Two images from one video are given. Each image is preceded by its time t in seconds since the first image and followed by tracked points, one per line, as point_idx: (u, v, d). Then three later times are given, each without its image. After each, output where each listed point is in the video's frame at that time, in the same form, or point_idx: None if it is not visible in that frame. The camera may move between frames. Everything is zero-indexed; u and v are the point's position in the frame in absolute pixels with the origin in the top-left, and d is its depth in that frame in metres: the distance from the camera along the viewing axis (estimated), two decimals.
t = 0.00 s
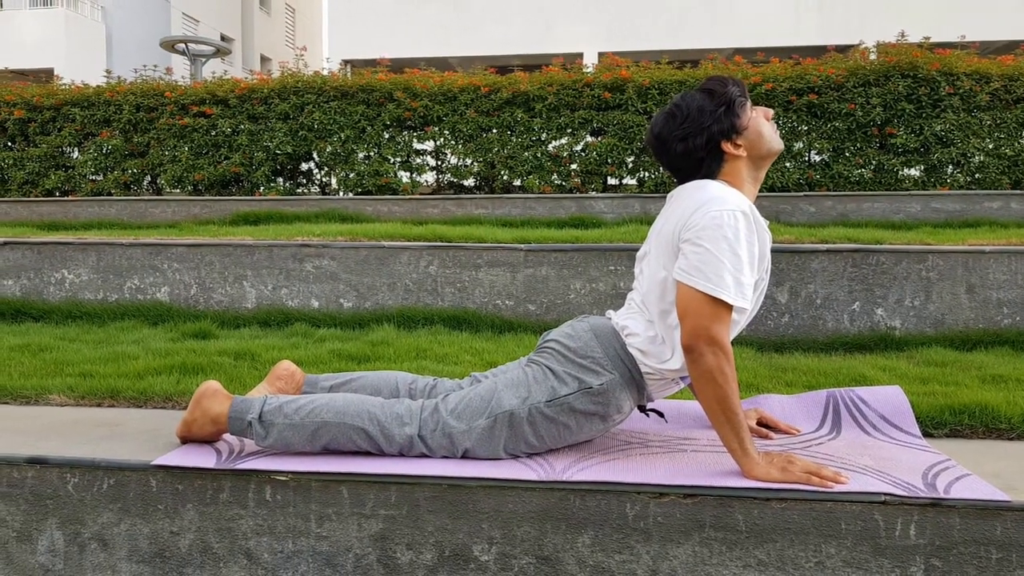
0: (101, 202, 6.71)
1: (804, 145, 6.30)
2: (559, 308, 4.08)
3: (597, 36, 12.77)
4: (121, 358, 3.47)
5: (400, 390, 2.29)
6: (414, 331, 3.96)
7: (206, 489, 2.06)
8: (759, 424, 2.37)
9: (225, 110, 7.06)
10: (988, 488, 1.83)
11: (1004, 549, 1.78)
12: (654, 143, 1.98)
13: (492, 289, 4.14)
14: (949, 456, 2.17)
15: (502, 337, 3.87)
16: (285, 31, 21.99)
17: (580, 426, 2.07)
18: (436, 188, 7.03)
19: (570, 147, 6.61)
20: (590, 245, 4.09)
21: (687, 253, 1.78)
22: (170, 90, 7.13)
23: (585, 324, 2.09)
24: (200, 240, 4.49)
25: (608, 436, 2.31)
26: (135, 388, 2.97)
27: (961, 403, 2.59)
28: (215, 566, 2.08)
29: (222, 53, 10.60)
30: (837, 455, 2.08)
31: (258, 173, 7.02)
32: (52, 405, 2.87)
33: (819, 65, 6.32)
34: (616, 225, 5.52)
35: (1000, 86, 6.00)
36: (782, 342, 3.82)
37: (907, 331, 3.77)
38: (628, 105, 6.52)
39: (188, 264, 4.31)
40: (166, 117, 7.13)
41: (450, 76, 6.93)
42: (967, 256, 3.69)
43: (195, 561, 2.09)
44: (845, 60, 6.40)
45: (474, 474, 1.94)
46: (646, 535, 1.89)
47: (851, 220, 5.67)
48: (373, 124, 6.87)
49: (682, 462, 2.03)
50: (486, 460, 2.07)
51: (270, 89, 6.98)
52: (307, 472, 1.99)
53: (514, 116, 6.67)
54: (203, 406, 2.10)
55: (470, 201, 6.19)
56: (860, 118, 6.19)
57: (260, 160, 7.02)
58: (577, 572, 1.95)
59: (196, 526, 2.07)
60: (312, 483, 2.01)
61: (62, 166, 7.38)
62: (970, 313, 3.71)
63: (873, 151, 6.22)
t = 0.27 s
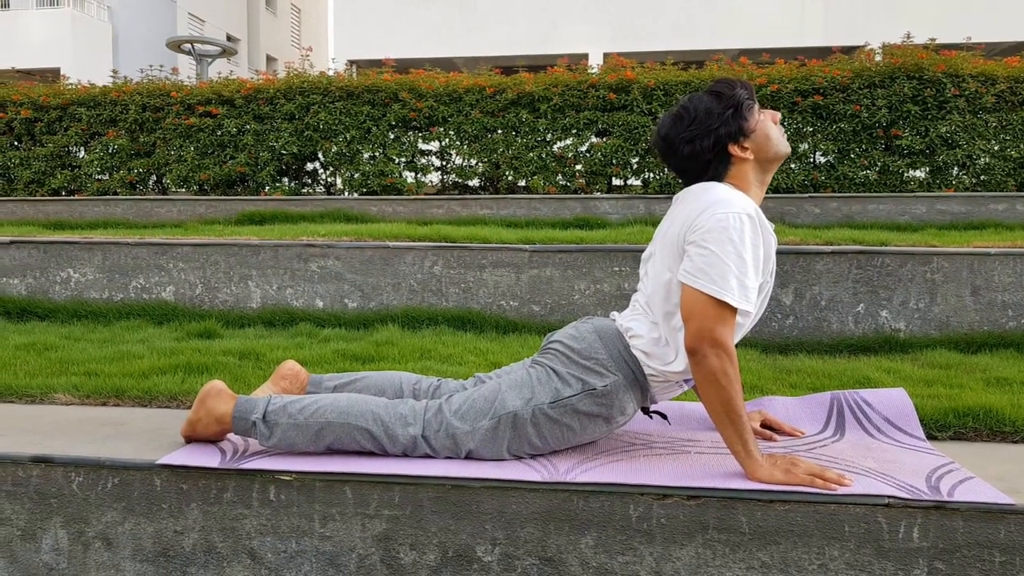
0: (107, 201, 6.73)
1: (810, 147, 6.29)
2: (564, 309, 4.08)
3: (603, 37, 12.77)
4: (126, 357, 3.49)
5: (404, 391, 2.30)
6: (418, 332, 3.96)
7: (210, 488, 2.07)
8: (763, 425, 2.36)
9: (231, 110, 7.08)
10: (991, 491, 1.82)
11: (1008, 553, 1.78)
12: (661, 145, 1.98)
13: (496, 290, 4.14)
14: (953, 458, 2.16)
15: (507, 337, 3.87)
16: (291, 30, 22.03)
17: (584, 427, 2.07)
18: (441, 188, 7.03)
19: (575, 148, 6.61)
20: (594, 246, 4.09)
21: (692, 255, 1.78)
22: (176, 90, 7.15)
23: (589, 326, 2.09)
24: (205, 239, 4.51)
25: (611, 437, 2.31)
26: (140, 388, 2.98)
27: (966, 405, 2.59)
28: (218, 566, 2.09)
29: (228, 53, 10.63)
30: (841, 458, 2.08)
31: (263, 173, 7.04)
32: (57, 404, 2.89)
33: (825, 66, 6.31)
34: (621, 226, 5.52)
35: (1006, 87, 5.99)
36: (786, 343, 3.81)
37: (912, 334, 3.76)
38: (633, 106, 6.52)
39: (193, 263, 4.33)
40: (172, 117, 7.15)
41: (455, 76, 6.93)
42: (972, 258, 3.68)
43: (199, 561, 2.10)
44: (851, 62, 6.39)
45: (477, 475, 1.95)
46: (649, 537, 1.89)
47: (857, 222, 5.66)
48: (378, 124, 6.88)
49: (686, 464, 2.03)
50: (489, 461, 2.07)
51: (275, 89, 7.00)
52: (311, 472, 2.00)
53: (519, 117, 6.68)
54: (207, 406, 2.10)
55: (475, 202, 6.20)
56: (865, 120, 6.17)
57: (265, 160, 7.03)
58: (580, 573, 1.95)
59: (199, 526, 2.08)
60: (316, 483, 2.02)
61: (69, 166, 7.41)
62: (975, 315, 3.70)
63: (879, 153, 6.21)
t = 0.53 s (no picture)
0: (108, 203, 6.75)
1: (810, 148, 6.30)
2: (564, 310, 4.09)
3: (603, 38, 12.78)
4: (127, 359, 3.50)
5: (404, 392, 2.31)
6: (418, 333, 3.97)
7: (210, 490, 2.07)
8: (762, 426, 2.37)
9: (232, 112, 7.10)
10: (989, 492, 1.83)
11: (1005, 552, 1.78)
12: (681, 144, 1.97)
13: (497, 292, 4.15)
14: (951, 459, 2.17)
15: (507, 339, 3.88)
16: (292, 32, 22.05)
17: (584, 431, 2.08)
18: (443, 190, 7.04)
19: (576, 149, 6.62)
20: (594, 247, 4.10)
21: (701, 257, 1.79)
22: (177, 92, 7.17)
23: (591, 329, 2.10)
24: (206, 241, 4.52)
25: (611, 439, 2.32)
26: (140, 390, 2.99)
27: (965, 406, 2.59)
28: (218, 568, 2.10)
29: (229, 55, 10.64)
30: (840, 458, 2.08)
31: (264, 174, 7.05)
32: (57, 406, 2.90)
33: (825, 67, 6.32)
34: (621, 227, 5.52)
35: (1005, 88, 5.99)
36: (787, 344, 3.82)
37: (911, 334, 3.76)
38: (633, 108, 6.53)
39: (193, 265, 4.34)
40: (173, 118, 7.17)
41: (456, 78, 6.95)
42: (972, 258, 3.69)
43: (199, 563, 2.10)
44: (851, 63, 6.39)
45: (476, 476, 1.95)
46: (648, 538, 1.90)
47: (857, 222, 5.66)
48: (379, 125, 6.89)
49: (685, 465, 2.04)
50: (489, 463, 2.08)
51: (276, 90, 7.02)
52: (311, 474, 2.01)
53: (520, 118, 6.69)
54: (208, 408, 2.11)
55: (476, 203, 6.20)
56: (866, 120, 6.17)
57: (266, 161, 7.04)
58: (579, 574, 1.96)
59: (199, 528, 2.09)
60: (316, 485, 2.03)
61: (70, 168, 7.42)
62: (974, 316, 3.71)
63: (879, 154, 6.21)
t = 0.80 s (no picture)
0: (106, 203, 6.76)
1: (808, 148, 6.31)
2: (562, 311, 4.09)
3: (602, 39, 12.79)
4: (125, 361, 3.50)
5: (402, 393, 2.31)
6: (416, 334, 3.97)
7: (207, 492, 2.08)
8: (760, 426, 2.38)
9: (230, 113, 7.11)
10: (985, 492, 1.84)
11: (1001, 552, 1.79)
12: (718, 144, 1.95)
13: (495, 292, 4.16)
14: (947, 459, 2.17)
15: (505, 339, 3.88)
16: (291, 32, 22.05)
17: (582, 437, 2.09)
18: (441, 191, 7.04)
19: (575, 150, 6.63)
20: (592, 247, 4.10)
21: (716, 264, 1.79)
22: (175, 93, 7.18)
23: (593, 334, 2.11)
24: (204, 242, 4.52)
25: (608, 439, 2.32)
26: (138, 391, 2.99)
27: (961, 406, 2.60)
28: (216, 568, 2.10)
29: (228, 56, 10.64)
30: (836, 458, 2.09)
31: (263, 175, 7.05)
32: (54, 407, 2.90)
33: (823, 68, 6.33)
34: (620, 228, 5.53)
35: (1002, 89, 6.01)
36: (784, 344, 3.82)
37: (908, 335, 3.77)
38: (632, 109, 6.54)
39: (191, 266, 4.34)
40: (171, 119, 7.17)
41: (455, 78, 6.95)
42: (969, 259, 3.70)
43: (197, 564, 2.11)
44: (849, 64, 6.40)
45: (473, 477, 1.95)
46: (644, 538, 1.90)
47: (855, 223, 5.67)
48: (378, 126, 6.90)
49: (682, 465, 2.04)
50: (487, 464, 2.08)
51: (275, 91, 7.03)
52: (308, 475, 2.01)
53: (519, 119, 6.69)
54: (206, 409, 2.11)
55: (474, 204, 6.21)
56: (864, 121, 6.17)
57: (265, 162, 7.04)
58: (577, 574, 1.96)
59: (197, 529, 2.09)
60: (313, 486, 2.03)
61: (68, 169, 7.41)
62: (971, 316, 3.72)
63: (877, 155, 6.21)
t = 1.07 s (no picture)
0: (102, 206, 6.76)
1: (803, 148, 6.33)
2: (557, 311, 4.10)
3: (598, 40, 12.80)
4: (120, 363, 3.50)
5: (397, 394, 2.32)
6: (412, 335, 3.97)
7: (202, 493, 2.08)
8: (753, 424, 2.39)
9: (226, 114, 7.11)
10: (976, 488, 1.86)
11: (991, 548, 1.81)
12: (754, 153, 1.95)
13: (491, 293, 4.17)
14: (939, 455, 2.19)
15: (501, 340, 3.89)
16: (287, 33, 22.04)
17: (576, 441, 2.10)
18: (438, 191, 7.04)
19: (571, 150, 6.64)
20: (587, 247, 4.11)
21: (723, 271, 1.81)
22: (170, 94, 7.17)
23: (591, 339, 2.12)
24: (199, 244, 4.52)
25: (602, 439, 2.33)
26: (133, 393, 3.00)
27: (953, 403, 2.62)
28: (211, 570, 2.11)
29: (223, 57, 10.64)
30: (829, 456, 2.10)
31: (259, 177, 7.05)
32: (49, 410, 2.90)
33: (817, 68, 6.36)
34: (615, 228, 5.54)
35: (995, 88, 6.03)
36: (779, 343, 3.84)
37: (902, 333, 3.79)
38: (627, 109, 6.55)
39: (187, 268, 4.34)
40: (167, 121, 7.16)
41: (450, 79, 6.96)
42: (962, 257, 3.72)
43: (192, 565, 2.11)
44: (843, 63, 6.42)
45: (468, 477, 1.97)
46: (638, 536, 1.92)
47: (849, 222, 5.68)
48: (374, 127, 6.90)
49: (675, 464, 2.06)
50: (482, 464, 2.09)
51: (270, 92, 7.03)
52: (303, 476, 2.02)
53: (515, 120, 6.70)
54: (201, 410, 2.12)
55: (470, 204, 6.22)
56: (858, 120, 6.20)
57: (260, 163, 7.05)
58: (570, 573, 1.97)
59: (191, 531, 2.10)
60: (308, 487, 2.04)
61: (62, 171, 7.40)
62: (964, 314, 3.74)
63: (871, 154, 6.23)
